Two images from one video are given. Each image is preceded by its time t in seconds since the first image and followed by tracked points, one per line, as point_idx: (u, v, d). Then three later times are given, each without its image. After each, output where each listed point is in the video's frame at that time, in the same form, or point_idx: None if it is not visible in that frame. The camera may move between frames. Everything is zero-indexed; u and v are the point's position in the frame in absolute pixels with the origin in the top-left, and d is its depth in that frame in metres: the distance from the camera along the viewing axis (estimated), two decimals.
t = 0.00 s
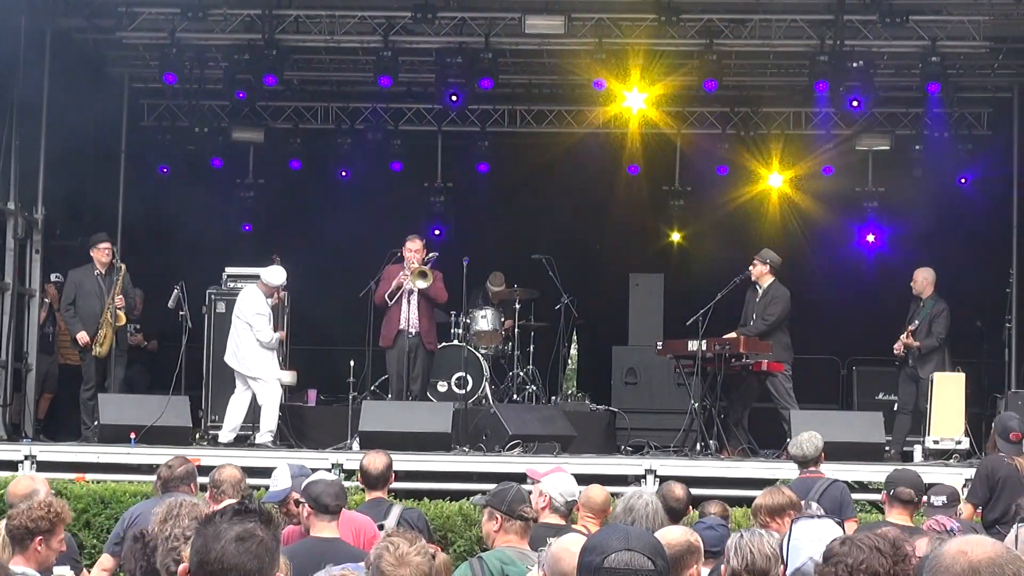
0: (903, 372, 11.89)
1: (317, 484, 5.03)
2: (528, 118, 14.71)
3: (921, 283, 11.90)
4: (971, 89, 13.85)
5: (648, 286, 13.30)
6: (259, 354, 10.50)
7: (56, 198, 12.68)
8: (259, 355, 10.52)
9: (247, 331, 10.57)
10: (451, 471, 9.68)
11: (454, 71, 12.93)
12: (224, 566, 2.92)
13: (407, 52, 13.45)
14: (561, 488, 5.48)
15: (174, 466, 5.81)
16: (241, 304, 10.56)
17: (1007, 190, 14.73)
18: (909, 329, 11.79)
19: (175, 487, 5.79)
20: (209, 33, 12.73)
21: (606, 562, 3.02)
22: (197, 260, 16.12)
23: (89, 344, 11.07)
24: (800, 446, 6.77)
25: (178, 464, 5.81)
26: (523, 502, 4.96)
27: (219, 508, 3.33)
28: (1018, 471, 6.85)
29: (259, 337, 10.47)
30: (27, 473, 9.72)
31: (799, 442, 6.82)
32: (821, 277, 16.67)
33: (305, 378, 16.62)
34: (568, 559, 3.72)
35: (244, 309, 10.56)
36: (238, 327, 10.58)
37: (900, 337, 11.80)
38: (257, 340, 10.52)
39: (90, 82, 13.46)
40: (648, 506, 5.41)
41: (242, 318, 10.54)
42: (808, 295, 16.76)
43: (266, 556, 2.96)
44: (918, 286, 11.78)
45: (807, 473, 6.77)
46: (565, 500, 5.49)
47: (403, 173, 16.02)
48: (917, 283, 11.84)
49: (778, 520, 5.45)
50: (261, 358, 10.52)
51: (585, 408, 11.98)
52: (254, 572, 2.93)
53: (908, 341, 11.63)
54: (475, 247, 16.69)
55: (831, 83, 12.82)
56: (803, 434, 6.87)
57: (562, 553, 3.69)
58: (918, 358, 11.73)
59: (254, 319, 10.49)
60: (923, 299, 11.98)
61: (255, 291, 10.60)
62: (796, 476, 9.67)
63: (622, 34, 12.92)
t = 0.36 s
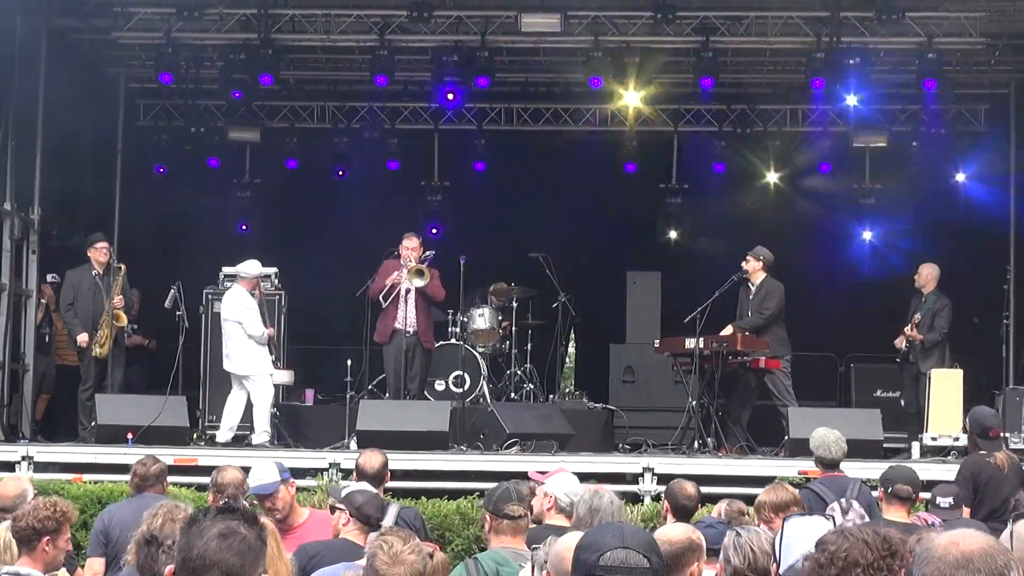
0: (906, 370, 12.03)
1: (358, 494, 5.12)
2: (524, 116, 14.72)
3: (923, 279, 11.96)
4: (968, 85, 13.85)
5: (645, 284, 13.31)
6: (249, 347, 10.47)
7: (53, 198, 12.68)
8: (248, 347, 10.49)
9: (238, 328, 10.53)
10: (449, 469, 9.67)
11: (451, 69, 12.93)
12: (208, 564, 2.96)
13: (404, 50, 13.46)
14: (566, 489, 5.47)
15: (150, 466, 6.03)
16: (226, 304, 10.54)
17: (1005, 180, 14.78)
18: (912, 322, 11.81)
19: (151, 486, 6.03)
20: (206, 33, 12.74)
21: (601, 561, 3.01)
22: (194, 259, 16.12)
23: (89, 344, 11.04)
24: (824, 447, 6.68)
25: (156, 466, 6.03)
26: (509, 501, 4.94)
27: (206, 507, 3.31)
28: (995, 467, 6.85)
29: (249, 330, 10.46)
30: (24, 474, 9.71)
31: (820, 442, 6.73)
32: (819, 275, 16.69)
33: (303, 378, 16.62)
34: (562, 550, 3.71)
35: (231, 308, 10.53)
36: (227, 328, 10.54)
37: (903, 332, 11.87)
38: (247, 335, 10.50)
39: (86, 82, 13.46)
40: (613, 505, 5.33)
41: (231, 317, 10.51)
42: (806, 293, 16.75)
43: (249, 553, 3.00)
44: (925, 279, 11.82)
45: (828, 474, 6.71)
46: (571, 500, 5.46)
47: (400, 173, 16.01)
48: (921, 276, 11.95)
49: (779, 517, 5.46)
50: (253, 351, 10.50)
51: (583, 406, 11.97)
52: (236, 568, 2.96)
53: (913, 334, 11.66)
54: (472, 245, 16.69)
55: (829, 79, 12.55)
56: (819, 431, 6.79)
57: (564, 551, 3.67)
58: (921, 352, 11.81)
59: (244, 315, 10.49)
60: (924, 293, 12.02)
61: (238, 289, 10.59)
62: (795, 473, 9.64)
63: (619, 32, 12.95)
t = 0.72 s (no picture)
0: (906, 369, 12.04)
1: (356, 494, 5.21)
2: (521, 115, 14.73)
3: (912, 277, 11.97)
4: (965, 82, 13.87)
5: (643, 281, 13.32)
6: (246, 336, 10.45)
7: (50, 199, 12.67)
8: (244, 337, 10.46)
9: (236, 321, 10.50)
10: (447, 467, 9.69)
11: (447, 68, 12.91)
12: (206, 563, 2.98)
13: (400, 49, 13.47)
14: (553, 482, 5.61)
15: (127, 458, 6.04)
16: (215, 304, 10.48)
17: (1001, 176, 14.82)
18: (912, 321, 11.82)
19: (126, 479, 6.05)
20: (202, 33, 12.74)
21: (599, 558, 3.01)
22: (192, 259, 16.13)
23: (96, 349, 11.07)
24: (834, 442, 6.75)
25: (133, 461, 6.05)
26: (505, 503, 4.93)
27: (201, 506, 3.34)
28: (975, 465, 6.82)
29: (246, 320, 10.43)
30: (22, 475, 9.72)
31: (829, 437, 6.80)
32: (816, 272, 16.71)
33: (301, 377, 16.63)
34: (563, 548, 3.67)
35: (221, 306, 10.50)
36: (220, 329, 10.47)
37: (903, 331, 11.90)
38: (243, 324, 10.49)
39: (83, 83, 13.47)
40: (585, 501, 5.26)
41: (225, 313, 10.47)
42: (804, 290, 16.77)
43: (248, 550, 3.02)
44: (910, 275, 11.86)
45: (835, 469, 6.75)
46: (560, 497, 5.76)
47: (398, 172, 16.02)
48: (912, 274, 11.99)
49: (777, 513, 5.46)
50: (249, 341, 10.47)
51: (581, 404, 11.98)
52: (236, 566, 2.98)
53: (912, 333, 11.71)
54: (470, 244, 16.68)
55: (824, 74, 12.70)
56: (825, 429, 6.87)
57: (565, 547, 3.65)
58: (921, 349, 11.83)
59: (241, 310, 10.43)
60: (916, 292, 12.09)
61: (227, 286, 10.55)
62: (794, 470, 9.66)
63: (615, 30, 12.95)
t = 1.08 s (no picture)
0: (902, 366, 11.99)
1: (361, 507, 5.55)
2: (519, 113, 14.72)
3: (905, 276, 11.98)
4: (963, 80, 13.91)
5: (641, 280, 13.32)
6: (241, 335, 10.44)
7: (47, 198, 12.65)
8: (242, 336, 10.46)
9: (230, 318, 10.46)
10: (445, 467, 9.67)
11: (445, 67, 12.88)
12: (224, 567, 2.73)
13: (398, 48, 13.47)
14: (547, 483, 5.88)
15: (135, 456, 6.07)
16: (212, 300, 10.44)
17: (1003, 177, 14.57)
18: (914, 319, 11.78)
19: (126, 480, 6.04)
20: (200, 31, 12.74)
21: (597, 556, 3.01)
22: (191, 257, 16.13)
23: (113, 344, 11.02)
24: (828, 436, 6.70)
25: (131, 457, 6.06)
26: (508, 501, 4.93)
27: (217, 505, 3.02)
28: (969, 463, 6.80)
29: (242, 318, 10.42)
30: (20, 473, 9.71)
31: (821, 430, 6.74)
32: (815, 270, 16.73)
33: (299, 376, 16.61)
34: (562, 547, 3.67)
35: (217, 303, 10.44)
36: (219, 325, 10.42)
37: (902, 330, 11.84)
38: (238, 322, 10.46)
39: (81, 82, 13.46)
40: (575, 495, 5.21)
41: (221, 309, 10.42)
42: (802, 288, 16.78)
43: (267, 550, 2.77)
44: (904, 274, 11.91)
45: (823, 462, 6.72)
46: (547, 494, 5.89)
47: (395, 170, 16.04)
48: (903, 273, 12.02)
49: (771, 517, 5.42)
50: (245, 339, 10.47)
51: (579, 403, 11.97)
52: (257, 567, 2.74)
53: (912, 332, 11.65)
54: (468, 242, 16.68)
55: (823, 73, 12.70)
56: (820, 420, 6.81)
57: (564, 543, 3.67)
58: (919, 348, 11.84)
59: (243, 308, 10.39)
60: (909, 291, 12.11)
61: (220, 283, 10.52)
62: (792, 468, 9.66)
63: (613, 29, 12.96)
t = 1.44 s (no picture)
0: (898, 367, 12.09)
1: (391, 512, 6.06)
2: (520, 113, 14.72)
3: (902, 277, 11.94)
4: (963, 81, 13.94)
5: (641, 280, 13.33)
6: (241, 336, 10.47)
7: (47, 198, 12.66)
8: (242, 337, 10.49)
9: (229, 321, 10.49)
10: (445, 467, 9.68)
11: (445, 67, 12.89)
12: (263, 568, 2.74)
13: (399, 48, 13.48)
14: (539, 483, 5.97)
15: (147, 457, 6.06)
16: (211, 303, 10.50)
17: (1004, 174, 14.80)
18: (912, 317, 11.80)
19: (142, 479, 6.04)
20: (201, 31, 12.74)
21: (598, 558, 3.01)
22: (191, 256, 16.14)
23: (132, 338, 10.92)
24: (805, 440, 6.72)
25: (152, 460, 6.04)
26: (505, 501, 4.98)
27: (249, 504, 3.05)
28: (976, 463, 6.97)
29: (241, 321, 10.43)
30: (21, 472, 9.72)
31: (798, 433, 6.75)
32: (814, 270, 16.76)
33: (299, 375, 16.61)
34: (562, 547, 3.73)
35: (218, 304, 10.48)
36: (218, 326, 10.47)
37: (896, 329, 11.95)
38: (237, 324, 10.48)
39: (81, 81, 13.46)
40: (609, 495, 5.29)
41: (220, 310, 10.47)
42: (802, 289, 16.79)
43: (304, 552, 2.79)
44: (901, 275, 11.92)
45: (801, 466, 6.76)
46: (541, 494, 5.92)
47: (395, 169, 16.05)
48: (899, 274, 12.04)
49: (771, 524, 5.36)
50: (246, 340, 10.50)
51: (579, 404, 11.97)
52: (293, 569, 2.75)
53: (909, 331, 11.70)
54: (468, 241, 16.69)
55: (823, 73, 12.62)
56: (796, 423, 6.82)
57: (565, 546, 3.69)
58: (915, 348, 11.86)
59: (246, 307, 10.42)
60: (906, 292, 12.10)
61: (224, 284, 10.56)
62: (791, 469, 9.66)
63: (614, 29, 12.96)
